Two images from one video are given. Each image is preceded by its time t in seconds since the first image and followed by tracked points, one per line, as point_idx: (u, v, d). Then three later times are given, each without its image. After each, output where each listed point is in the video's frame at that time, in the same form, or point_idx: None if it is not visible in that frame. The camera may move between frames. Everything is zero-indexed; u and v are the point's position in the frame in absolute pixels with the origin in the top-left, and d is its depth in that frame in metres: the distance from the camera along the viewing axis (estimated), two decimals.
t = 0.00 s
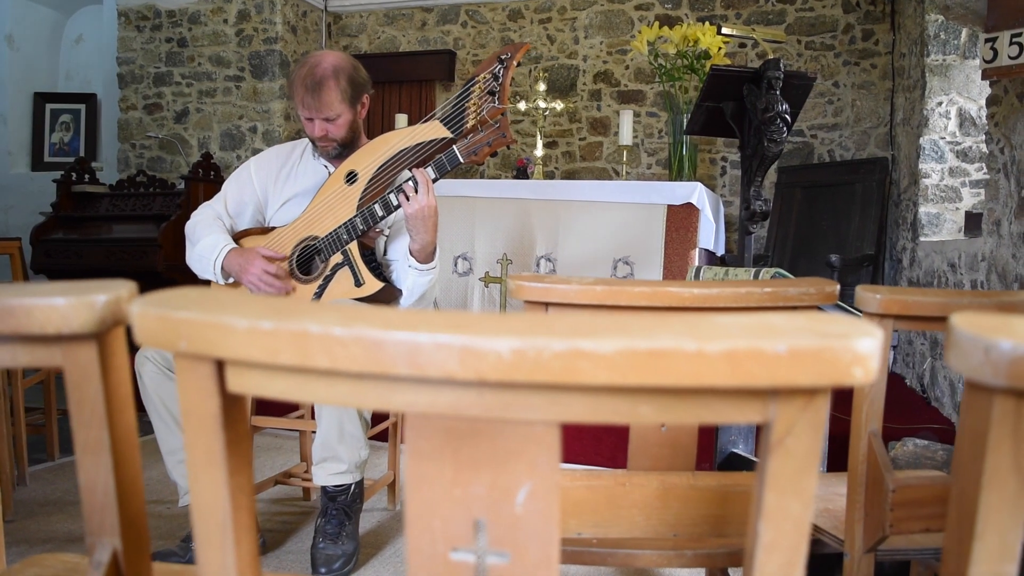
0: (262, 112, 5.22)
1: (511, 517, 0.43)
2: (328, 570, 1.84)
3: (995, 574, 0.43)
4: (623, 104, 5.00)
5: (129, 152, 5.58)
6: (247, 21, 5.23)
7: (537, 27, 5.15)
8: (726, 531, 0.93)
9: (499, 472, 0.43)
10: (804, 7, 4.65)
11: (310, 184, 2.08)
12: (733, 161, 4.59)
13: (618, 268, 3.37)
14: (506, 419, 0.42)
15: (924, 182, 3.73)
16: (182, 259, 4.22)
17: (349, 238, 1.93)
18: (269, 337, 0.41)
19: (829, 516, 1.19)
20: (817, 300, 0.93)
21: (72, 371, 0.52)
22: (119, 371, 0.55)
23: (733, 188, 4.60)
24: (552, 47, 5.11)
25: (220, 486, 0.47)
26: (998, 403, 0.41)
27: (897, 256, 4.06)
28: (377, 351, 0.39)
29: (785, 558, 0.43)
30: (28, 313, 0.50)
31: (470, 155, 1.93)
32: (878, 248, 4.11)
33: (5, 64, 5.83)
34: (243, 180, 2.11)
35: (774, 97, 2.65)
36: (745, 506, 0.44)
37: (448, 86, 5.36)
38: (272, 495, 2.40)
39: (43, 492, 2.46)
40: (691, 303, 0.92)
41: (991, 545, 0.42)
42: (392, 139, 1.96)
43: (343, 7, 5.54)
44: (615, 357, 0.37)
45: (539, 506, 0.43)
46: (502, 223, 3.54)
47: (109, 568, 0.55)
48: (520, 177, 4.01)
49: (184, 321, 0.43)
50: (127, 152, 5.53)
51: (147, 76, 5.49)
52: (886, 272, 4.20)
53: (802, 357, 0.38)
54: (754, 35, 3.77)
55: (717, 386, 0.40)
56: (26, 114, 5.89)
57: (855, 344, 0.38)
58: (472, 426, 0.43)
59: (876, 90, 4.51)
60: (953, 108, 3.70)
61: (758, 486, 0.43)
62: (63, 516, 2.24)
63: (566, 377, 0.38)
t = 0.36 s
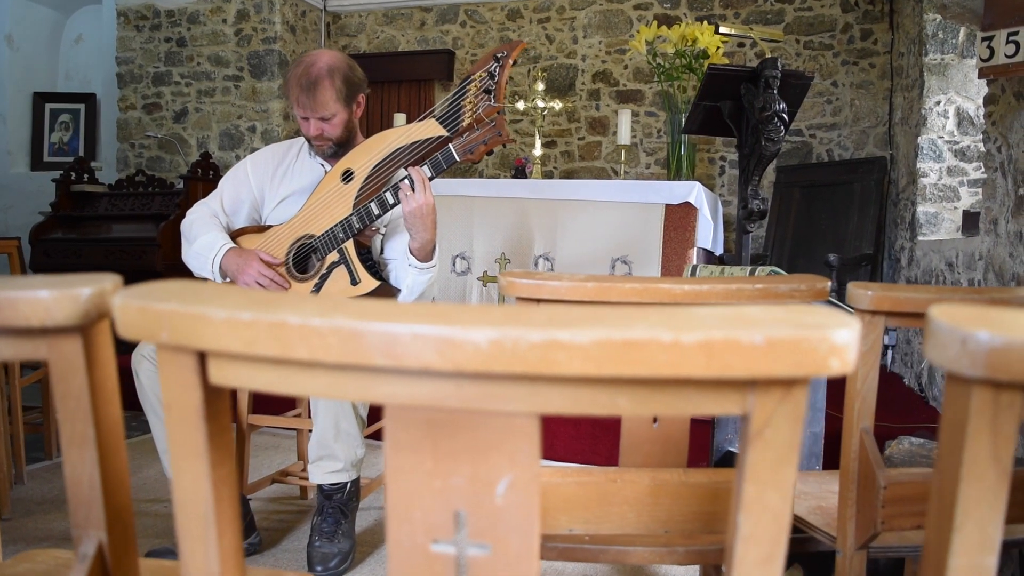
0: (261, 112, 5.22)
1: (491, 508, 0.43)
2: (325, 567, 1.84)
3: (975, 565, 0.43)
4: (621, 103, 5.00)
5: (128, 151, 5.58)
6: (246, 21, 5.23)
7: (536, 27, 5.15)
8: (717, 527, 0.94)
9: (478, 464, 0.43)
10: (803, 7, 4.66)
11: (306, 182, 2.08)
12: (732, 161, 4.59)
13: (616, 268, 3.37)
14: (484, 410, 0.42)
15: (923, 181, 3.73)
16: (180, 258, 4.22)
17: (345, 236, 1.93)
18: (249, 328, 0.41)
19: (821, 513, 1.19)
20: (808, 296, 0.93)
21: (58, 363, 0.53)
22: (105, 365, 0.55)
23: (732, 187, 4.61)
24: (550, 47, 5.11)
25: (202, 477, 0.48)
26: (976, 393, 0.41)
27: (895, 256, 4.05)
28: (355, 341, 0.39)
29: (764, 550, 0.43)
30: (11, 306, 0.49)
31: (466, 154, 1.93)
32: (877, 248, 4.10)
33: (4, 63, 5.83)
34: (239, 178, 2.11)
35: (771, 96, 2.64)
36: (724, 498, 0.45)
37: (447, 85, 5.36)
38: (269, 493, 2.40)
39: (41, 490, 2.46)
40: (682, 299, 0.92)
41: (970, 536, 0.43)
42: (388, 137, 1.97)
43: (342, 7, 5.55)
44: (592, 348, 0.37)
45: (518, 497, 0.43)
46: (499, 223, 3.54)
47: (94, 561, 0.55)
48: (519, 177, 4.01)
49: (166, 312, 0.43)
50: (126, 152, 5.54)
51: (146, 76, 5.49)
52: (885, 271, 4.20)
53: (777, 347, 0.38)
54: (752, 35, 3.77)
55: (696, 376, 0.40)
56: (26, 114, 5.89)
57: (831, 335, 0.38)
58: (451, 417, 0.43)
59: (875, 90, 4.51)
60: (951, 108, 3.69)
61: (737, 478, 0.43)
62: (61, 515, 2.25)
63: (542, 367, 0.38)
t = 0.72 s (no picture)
0: (260, 112, 5.22)
1: (471, 500, 0.44)
2: (320, 566, 1.84)
3: (954, 558, 0.43)
4: (620, 103, 5.00)
5: (128, 151, 5.59)
6: (245, 20, 5.23)
7: (534, 27, 5.15)
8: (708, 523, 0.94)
9: (458, 456, 0.43)
10: (802, 6, 4.65)
11: (303, 181, 2.09)
12: (731, 160, 4.59)
13: (614, 267, 3.37)
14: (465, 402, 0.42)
15: (921, 181, 3.73)
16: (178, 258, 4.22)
17: (341, 235, 1.93)
18: (229, 319, 0.41)
19: (815, 511, 1.19)
20: (799, 294, 0.94)
21: (43, 357, 0.53)
22: (90, 358, 0.55)
23: (730, 187, 4.61)
24: (549, 47, 5.11)
25: (185, 468, 0.48)
26: (954, 384, 0.41)
27: (893, 255, 4.05)
28: (334, 333, 0.40)
29: (744, 543, 0.43)
30: None
31: (462, 152, 1.92)
32: (875, 248, 4.10)
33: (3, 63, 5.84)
34: (235, 177, 2.11)
35: (768, 95, 2.63)
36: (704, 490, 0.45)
37: (446, 85, 5.36)
38: (265, 492, 2.39)
39: (37, 489, 2.46)
40: (672, 296, 0.92)
41: (949, 529, 0.43)
42: (385, 136, 1.97)
43: (340, 6, 5.55)
44: (568, 339, 0.37)
45: (498, 489, 0.43)
46: (497, 222, 3.53)
47: (79, 554, 0.55)
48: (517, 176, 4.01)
49: (147, 304, 0.43)
50: (125, 152, 5.54)
51: (145, 75, 5.50)
52: (883, 271, 4.20)
53: (754, 339, 0.38)
54: (750, 34, 3.76)
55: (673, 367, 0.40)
56: (25, 113, 5.90)
57: (808, 326, 0.38)
58: (432, 409, 0.43)
59: (874, 90, 4.51)
60: (949, 107, 3.69)
61: (717, 470, 0.43)
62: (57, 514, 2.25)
63: (519, 359, 0.38)
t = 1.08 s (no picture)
0: (258, 112, 5.22)
1: (451, 491, 0.44)
2: (315, 564, 1.83)
3: (932, 549, 0.43)
4: (619, 102, 5.00)
5: (126, 151, 5.59)
6: (244, 20, 5.23)
7: (533, 26, 5.15)
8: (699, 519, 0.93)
9: (438, 448, 0.43)
10: (800, 6, 4.66)
11: (299, 179, 2.09)
12: (729, 160, 4.60)
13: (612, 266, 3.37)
14: (444, 394, 0.42)
15: (918, 180, 3.73)
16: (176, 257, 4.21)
17: (337, 233, 1.93)
18: (209, 311, 0.41)
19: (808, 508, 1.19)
20: (789, 290, 0.94)
21: (27, 351, 0.53)
22: (75, 351, 0.55)
23: (728, 187, 4.61)
24: (547, 47, 5.11)
25: (167, 461, 0.48)
26: (931, 376, 0.41)
27: (892, 254, 4.06)
28: (312, 324, 0.40)
29: (724, 534, 0.43)
30: None
31: (458, 150, 1.94)
32: (873, 247, 4.10)
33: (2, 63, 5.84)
34: (232, 176, 2.11)
35: (765, 94, 2.63)
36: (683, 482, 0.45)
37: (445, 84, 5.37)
38: (262, 491, 2.39)
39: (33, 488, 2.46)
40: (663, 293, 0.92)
41: (928, 520, 0.43)
42: (381, 135, 1.97)
43: (339, 6, 5.55)
44: (544, 329, 0.38)
45: (478, 481, 0.43)
46: (495, 221, 3.53)
47: (64, 547, 0.55)
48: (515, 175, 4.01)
49: (128, 295, 0.44)
50: (123, 152, 5.54)
51: (144, 75, 5.50)
52: (881, 270, 4.20)
53: (730, 330, 0.38)
54: (746, 33, 3.75)
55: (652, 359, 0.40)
56: (23, 113, 5.89)
57: (785, 317, 0.38)
58: (412, 401, 0.43)
59: (872, 89, 4.51)
60: (947, 106, 3.70)
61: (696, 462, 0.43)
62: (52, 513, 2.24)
63: (496, 349, 0.38)
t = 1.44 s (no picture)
0: (256, 111, 5.23)
1: (431, 482, 0.44)
2: (311, 562, 1.83)
3: (911, 541, 0.43)
4: (616, 102, 5.00)
5: (124, 151, 5.59)
6: (242, 20, 5.23)
7: (531, 26, 5.15)
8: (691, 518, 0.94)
9: (418, 439, 0.44)
10: (797, 5, 4.66)
11: (295, 177, 2.09)
12: (727, 159, 4.60)
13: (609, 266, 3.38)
14: (423, 384, 0.42)
15: (915, 179, 3.73)
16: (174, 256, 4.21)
17: (333, 232, 1.93)
18: (188, 302, 0.41)
19: (800, 504, 1.19)
20: (779, 286, 0.94)
21: (11, 344, 0.53)
22: (60, 344, 0.55)
23: (726, 186, 4.61)
24: (545, 46, 5.11)
25: (149, 453, 0.48)
26: (909, 367, 0.41)
27: (889, 254, 4.06)
28: (290, 314, 0.40)
29: (703, 526, 0.43)
30: None
31: (453, 149, 1.95)
32: (870, 247, 4.10)
33: None
34: (228, 174, 2.11)
35: (762, 93, 2.63)
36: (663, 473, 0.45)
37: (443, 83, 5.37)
38: (259, 490, 2.39)
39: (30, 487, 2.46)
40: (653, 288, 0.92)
41: (906, 512, 0.43)
42: (376, 133, 1.96)
43: (337, 6, 5.55)
44: (521, 320, 0.38)
45: (458, 472, 0.43)
46: (493, 221, 3.52)
47: (49, 540, 0.55)
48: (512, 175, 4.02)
49: (108, 287, 0.44)
50: (122, 151, 5.54)
51: (142, 75, 5.51)
52: (879, 270, 4.21)
53: (706, 321, 0.38)
54: (743, 32, 3.75)
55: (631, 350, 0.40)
56: (21, 112, 5.89)
57: (761, 308, 0.38)
58: (391, 392, 0.43)
59: (870, 88, 4.51)
60: (944, 105, 3.71)
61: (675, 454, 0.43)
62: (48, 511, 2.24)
63: (472, 340, 0.38)
